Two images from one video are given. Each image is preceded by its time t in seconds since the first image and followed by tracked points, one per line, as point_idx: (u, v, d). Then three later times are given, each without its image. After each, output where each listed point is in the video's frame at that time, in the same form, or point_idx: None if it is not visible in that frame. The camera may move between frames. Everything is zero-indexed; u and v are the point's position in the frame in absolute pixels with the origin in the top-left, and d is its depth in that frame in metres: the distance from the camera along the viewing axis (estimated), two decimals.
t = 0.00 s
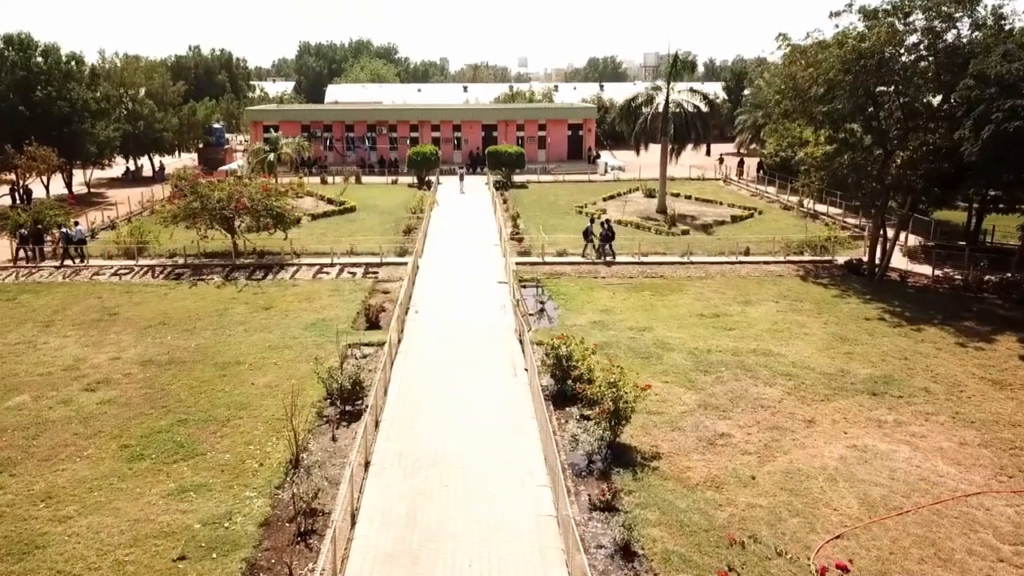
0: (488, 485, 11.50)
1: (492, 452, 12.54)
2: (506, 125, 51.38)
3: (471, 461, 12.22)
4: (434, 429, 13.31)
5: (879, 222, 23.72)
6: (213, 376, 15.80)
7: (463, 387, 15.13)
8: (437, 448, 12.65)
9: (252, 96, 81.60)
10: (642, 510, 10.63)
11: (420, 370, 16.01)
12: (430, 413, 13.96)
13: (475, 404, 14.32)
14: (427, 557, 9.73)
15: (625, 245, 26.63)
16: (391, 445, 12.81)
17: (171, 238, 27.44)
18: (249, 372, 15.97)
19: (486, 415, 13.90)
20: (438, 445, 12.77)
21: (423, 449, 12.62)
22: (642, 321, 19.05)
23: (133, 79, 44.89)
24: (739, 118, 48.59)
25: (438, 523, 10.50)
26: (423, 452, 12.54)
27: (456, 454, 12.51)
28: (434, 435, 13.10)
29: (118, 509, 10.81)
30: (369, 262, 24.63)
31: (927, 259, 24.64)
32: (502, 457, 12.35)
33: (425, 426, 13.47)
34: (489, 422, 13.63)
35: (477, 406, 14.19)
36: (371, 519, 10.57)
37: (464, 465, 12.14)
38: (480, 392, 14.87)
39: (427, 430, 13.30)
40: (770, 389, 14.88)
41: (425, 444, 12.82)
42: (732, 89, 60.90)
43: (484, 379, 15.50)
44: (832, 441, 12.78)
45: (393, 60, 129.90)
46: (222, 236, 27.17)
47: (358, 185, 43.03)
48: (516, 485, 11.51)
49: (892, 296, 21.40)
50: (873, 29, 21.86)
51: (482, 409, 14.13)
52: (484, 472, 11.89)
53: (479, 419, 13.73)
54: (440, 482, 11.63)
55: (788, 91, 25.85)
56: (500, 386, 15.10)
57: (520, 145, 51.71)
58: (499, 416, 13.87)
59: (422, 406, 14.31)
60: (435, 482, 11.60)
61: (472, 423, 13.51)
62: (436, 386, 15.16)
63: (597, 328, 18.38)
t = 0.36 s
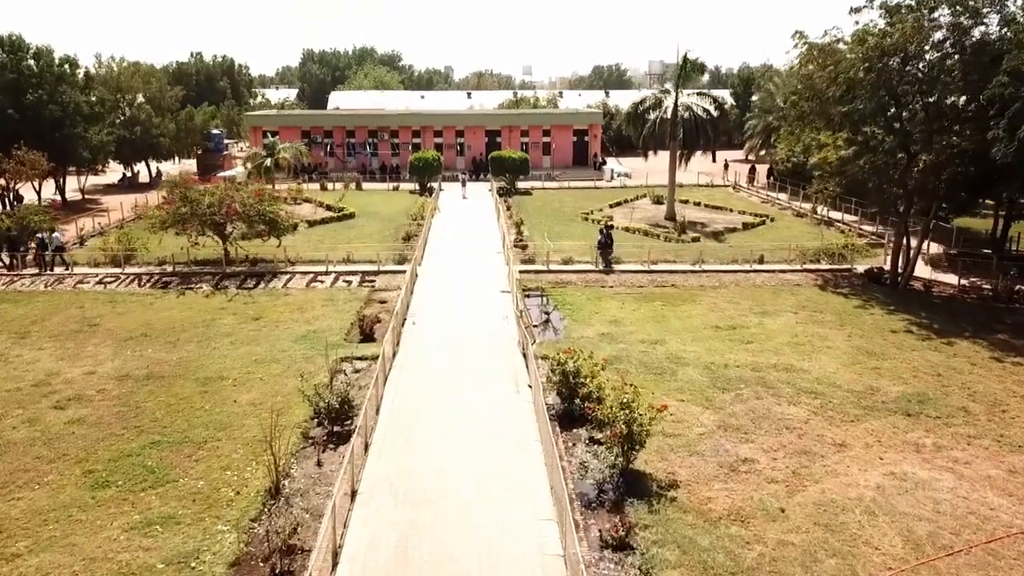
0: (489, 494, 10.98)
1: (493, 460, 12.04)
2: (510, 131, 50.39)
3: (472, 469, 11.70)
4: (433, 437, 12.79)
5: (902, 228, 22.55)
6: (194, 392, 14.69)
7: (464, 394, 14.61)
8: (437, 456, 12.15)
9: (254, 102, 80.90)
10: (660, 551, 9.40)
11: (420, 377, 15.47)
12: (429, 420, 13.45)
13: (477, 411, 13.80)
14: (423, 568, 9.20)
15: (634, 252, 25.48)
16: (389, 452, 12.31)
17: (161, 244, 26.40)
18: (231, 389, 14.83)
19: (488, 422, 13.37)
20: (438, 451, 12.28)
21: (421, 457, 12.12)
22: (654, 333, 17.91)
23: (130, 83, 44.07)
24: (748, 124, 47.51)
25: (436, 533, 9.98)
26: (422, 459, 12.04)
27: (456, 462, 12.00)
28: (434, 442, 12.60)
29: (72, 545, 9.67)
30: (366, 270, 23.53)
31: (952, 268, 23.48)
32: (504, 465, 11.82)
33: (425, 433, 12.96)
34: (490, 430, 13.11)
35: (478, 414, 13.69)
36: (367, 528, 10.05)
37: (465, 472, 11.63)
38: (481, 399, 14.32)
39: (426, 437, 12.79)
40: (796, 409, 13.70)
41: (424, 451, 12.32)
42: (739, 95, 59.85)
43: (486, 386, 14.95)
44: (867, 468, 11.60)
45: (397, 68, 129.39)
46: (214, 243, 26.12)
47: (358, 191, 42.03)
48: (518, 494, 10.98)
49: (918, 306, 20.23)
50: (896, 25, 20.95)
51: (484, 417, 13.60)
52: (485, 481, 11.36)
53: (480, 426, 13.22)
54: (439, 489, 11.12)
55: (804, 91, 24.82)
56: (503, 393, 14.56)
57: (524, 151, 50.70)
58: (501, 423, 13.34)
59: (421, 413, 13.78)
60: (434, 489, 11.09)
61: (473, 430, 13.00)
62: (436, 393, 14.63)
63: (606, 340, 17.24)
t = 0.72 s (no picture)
0: (489, 507, 10.64)
1: (494, 470, 11.70)
2: (514, 137, 49.38)
3: (472, 479, 11.39)
4: (433, 444, 12.47)
5: (928, 236, 21.30)
6: (168, 412, 13.52)
7: (466, 401, 14.25)
8: (436, 464, 11.82)
9: (256, 109, 80.26)
10: None
11: (422, 383, 15.09)
12: (430, 427, 13.10)
13: (479, 419, 13.43)
14: None
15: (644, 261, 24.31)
16: (388, 459, 12.00)
17: (150, 252, 25.33)
18: (210, 408, 13.69)
19: (489, 430, 13.01)
20: (438, 459, 11.96)
21: (420, 464, 11.80)
22: (667, 348, 16.73)
23: (127, 89, 43.29)
24: (758, 130, 46.35)
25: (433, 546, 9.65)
26: (422, 467, 11.73)
27: (456, 471, 11.67)
28: (434, 450, 12.28)
29: None
30: (362, 279, 22.41)
31: (978, 278, 22.27)
32: (505, 476, 11.48)
33: (426, 441, 12.63)
34: (492, 437, 12.79)
35: (480, 422, 13.33)
36: (361, 538, 9.76)
37: (464, 482, 11.32)
38: (484, 407, 13.94)
39: (427, 445, 12.47)
40: (826, 433, 12.48)
41: (424, 458, 12.00)
42: (748, 101, 58.70)
43: (488, 393, 14.57)
44: (910, 502, 10.36)
45: (401, 76, 128.91)
46: (204, 250, 25.03)
47: (358, 198, 40.98)
48: (517, 508, 10.63)
49: (947, 319, 19.00)
50: (924, 20, 19.94)
51: (486, 425, 13.24)
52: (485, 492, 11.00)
53: (482, 434, 12.86)
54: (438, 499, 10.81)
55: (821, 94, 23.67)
56: (506, 400, 14.16)
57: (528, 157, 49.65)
58: (503, 431, 12.98)
59: (421, 420, 13.43)
60: (432, 500, 10.78)
61: (474, 437, 12.70)
62: (437, 399, 14.27)
63: (615, 356, 16.06)
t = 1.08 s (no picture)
0: (490, 517, 9.98)
1: (495, 480, 11.04)
2: (517, 143, 48.45)
3: (472, 488, 10.74)
4: (431, 453, 11.82)
5: (951, 244, 20.26)
6: (139, 433, 12.48)
7: (466, 408, 13.58)
8: (435, 473, 11.17)
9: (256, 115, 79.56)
10: None
11: (420, 390, 14.41)
12: (428, 435, 12.43)
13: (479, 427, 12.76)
14: None
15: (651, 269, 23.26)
16: (385, 468, 11.35)
17: (137, 259, 24.35)
18: (186, 429, 12.66)
19: (490, 439, 12.34)
20: (437, 468, 11.31)
21: (418, 473, 11.16)
22: (678, 362, 15.67)
23: (123, 93, 42.54)
24: (765, 135, 45.31)
25: (431, 558, 8.99)
26: (420, 476, 11.09)
27: (455, 480, 11.03)
28: (433, 458, 11.63)
29: None
30: (356, 288, 21.39)
31: (1002, 287, 21.20)
32: (506, 485, 10.82)
33: (424, 449, 11.97)
34: (492, 445, 12.17)
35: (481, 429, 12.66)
36: (353, 550, 9.13)
37: (464, 491, 10.66)
38: (485, 415, 13.26)
39: (425, 453, 11.82)
40: (856, 458, 11.40)
41: (423, 467, 11.36)
42: (754, 106, 57.65)
43: (489, 400, 13.88)
44: (955, 539, 9.28)
45: (403, 83, 128.36)
46: (193, 258, 24.04)
47: (356, 205, 40.04)
48: (519, 520, 9.97)
49: (974, 330, 17.93)
50: (948, 16, 18.98)
51: (487, 434, 12.57)
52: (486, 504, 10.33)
53: (482, 443, 12.19)
54: (436, 509, 10.17)
55: (833, 95, 22.61)
56: (507, 407, 13.48)
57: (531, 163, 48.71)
58: (505, 439, 12.32)
59: (419, 428, 12.76)
60: (430, 510, 10.13)
61: (473, 445, 12.07)
62: (436, 406, 13.59)
63: (624, 371, 15.02)
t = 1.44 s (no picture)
0: (491, 523, 9.49)
1: (497, 485, 10.53)
2: (519, 149, 47.36)
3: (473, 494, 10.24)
4: (430, 458, 11.31)
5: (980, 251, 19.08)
6: (100, 460, 11.30)
7: (466, 413, 13.03)
8: (434, 480, 10.66)
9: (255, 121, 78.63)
10: None
11: (420, 395, 13.86)
12: (428, 442, 11.91)
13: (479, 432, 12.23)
14: None
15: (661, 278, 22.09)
16: (381, 474, 10.84)
17: (121, 267, 23.22)
18: (153, 455, 11.49)
19: (491, 444, 11.83)
20: (436, 475, 10.81)
21: (416, 480, 10.65)
22: (694, 380, 14.47)
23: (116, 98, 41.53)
24: (774, 140, 44.12)
25: (430, 566, 8.52)
26: (418, 481, 10.60)
27: (455, 486, 10.52)
28: (432, 464, 11.11)
29: None
30: (349, 298, 20.24)
31: None
32: (509, 489, 10.33)
33: (423, 455, 11.45)
34: (493, 450, 11.66)
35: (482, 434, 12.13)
36: (347, 561, 8.60)
37: (465, 497, 10.17)
38: (486, 420, 12.72)
39: (424, 459, 11.29)
40: (899, 491, 10.18)
41: (421, 473, 10.86)
42: (761, 112, 56.46)
43: (490, 404, 13.35)
44: None
45: (405, 90, 127.67)
46: (180, 266, 22.91)
47: (354, 211, 38.95)
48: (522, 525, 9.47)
49: (1009, 345, 16.73)
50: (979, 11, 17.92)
51: (488, 438, 12.06)
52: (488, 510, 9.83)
53: (483, 449, 11.67)
54: (435, 516, 9.67)
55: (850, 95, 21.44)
56: (508, 411, 12.97)
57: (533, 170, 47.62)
58: (506, 443, 11.85)
59: (418, 433, 12.24)
60: (429, 517, 9.63)
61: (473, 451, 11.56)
62: (435, 412, 13.05)
63: (635, 390, 13.83)
